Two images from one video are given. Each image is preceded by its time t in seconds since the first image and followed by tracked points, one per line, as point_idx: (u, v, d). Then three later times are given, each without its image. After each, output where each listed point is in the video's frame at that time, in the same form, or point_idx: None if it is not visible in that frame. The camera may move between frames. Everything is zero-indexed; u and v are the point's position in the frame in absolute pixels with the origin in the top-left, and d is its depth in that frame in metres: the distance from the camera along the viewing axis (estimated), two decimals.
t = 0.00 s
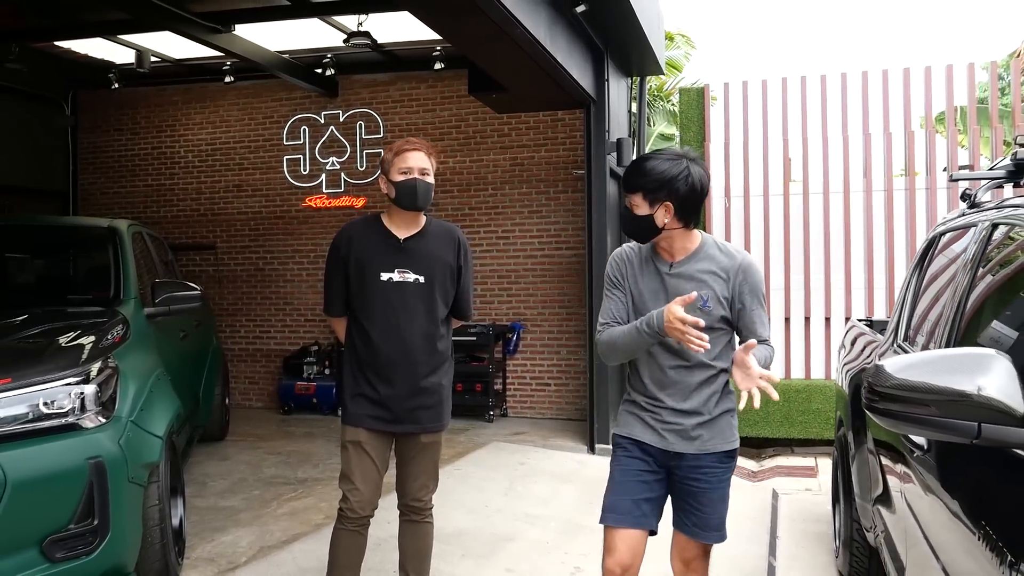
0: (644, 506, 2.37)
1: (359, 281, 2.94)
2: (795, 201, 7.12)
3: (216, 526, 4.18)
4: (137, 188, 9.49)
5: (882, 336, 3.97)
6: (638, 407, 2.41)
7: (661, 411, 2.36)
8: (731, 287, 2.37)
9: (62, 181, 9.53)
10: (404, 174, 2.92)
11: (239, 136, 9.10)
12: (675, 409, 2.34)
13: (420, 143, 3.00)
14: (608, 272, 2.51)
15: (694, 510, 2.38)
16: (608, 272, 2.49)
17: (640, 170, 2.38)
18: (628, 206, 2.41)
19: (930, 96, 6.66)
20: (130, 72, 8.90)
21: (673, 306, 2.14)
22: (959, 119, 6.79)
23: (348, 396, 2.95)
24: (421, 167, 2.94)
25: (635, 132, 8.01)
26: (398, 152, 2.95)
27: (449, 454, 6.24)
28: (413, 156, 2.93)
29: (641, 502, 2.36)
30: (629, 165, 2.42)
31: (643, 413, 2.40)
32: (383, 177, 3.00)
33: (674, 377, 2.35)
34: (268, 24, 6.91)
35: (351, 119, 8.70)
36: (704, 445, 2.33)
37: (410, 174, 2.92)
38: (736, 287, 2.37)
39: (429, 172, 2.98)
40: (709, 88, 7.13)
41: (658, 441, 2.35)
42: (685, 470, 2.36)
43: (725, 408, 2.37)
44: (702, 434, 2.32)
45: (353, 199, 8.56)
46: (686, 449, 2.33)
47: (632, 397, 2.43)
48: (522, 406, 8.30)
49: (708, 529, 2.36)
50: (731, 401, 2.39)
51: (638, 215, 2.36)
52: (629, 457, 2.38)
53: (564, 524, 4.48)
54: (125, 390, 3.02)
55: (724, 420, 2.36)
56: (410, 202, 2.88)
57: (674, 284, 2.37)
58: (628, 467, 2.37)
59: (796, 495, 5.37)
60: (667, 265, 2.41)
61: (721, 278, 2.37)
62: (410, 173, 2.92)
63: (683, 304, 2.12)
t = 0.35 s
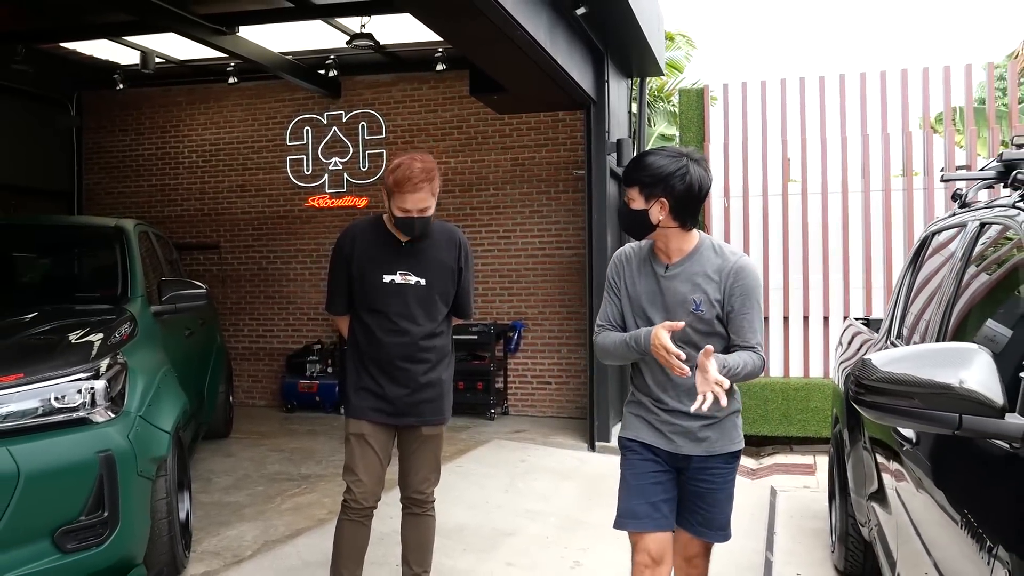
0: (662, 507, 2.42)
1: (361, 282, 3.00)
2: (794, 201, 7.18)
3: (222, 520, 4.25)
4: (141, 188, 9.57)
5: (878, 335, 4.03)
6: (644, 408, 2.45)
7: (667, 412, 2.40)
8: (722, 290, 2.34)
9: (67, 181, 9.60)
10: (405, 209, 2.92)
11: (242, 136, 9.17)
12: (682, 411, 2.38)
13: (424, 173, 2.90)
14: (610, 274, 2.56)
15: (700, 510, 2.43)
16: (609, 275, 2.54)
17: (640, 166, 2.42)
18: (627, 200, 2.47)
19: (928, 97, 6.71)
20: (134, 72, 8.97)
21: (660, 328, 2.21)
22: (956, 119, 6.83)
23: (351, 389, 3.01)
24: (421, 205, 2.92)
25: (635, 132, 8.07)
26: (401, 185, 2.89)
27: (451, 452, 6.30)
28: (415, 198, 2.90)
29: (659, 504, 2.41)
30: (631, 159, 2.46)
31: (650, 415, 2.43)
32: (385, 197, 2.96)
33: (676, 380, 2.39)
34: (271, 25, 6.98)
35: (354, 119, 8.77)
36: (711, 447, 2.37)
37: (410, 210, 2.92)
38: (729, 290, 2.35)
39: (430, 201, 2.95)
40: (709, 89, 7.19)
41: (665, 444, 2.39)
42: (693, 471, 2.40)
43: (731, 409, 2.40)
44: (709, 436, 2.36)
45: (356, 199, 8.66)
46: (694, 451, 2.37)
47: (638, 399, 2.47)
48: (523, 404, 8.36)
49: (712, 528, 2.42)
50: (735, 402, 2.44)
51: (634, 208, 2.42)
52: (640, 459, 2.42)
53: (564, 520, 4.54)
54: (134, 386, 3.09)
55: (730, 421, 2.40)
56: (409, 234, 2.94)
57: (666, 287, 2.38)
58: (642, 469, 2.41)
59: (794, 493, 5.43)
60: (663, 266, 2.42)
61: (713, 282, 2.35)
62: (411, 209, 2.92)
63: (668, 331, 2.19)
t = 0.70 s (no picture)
0: (649, 515, 2.39)
1: (371, 284, 3.07)
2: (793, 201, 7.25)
3: (230, 515, 4.32)
4: (146, 188, 9.64)
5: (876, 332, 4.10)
6: (630, 412, 2.39)
7: (654, 418, 2.34)
8: (705, 275, 2.31)
9: (73, 181, 9.69)
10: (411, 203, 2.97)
11: (247, 137, 9.24)
12: (668, 416, 2.32)
13: (429, 166, 2.99)
14: (585, 282, 2.52)
15: (688, 516, 2.37)
16: (584, 283, 2.49)
17: (610, 164, 2.37)
18: (605, 195, 2.38)
19: (926, 99, 6.78)
20: (140, 73, 9.05)
21: (636, 330, 2.17)
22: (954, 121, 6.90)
23: (359, 386, 3.07)
24: (427, 198, 2.96)
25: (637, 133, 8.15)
26: (407, 176, 2.96)
27: (454, 449, 6.38)
28: (421, 188, 2.95)
29: (644, 512, 2.38)
30: (597, 158, 2.41)
31: (635, 420, 2.37)
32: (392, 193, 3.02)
33: (663, 382, 2.33)
34: (277, 27, 7.06)
35: (357, 120, 8.84)
36: (698, 451, 2.31)
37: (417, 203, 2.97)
38: (712, 274, 2.32)
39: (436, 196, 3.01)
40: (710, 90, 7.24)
41: (653, 449, 2.34)
42: (679, 476, 2.35)
43: (719, 412, 2.34)
44: (696, 441, 2.31)
45: (360, 199, 8.73)
46: (682, 456, 2.32)
47: (624, 403, 2.41)
48: (526, 402, 8.43)
49: (702, 534, 2.35)
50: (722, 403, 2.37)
51: (618, 200, 2.36)
52: (625, 467, 2.38)
53: (567, 515, 4.61)
54: (146, 383, 3.15)
55: (718, 425, 2.33)
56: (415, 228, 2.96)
57: (649, 282, 2.34)
58: (624, 477, 2.38)
59: (793, 489, 5.50)
60: (642, 262, 2.38)
61: (695, 269, 2.32)
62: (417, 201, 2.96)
63: (644, 333, 2.15)
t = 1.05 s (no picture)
0: (630, 515, 2.31)
1: (384, 277, 3.19)
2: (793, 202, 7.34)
3: (241, 508, 4.42)
4: (153, 189, 9.74)
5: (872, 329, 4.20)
6: (606, 410, 2.28)
7: (632, 414, 2.23)
8: (683, 267, 2.26)
9: (81, 181, 9.79)
10: (416, 179, 3.18)
11: (253, 139, 9.34)
12: (646, 411, 2.22)
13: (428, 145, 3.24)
14: (555, 283, 2.43)
15: (676, 515, 2.22)
16: (555, 285, 2.40)
17: (592, 161, 2.30)
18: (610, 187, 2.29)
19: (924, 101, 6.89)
20: (148, 75, 9.16)
21: (597, 349, 2.16)
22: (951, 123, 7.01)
23: (373, 381, 3.17)
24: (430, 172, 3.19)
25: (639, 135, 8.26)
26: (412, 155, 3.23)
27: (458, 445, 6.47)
28: (425, 161, 3.20)
29: (626, 513, 2.30)
30: (578, 157, 2.34)
31: (614, 419, 2.26)
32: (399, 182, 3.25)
33: (639, 378, 2.23)
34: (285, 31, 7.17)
35: (362, 122, 8.94)
36: (680, 445, 2.20)
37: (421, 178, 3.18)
38: (690, 266, 2.27)
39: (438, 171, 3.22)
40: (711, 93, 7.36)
41: (633, 447, 2.23)
42: (662, 473, 2.22)
43: (698, 404, 2.24)
44: (677, 434, 2.20)
45: (365, 199, 8.83)
46: (663, 450, 2.20)
47: (599, 403, 2.30)
48: (528, 400, 8.52)
49: (692, 533, 2.20)
50: (700, 396, 2.27)
51: (621, 192, 2.29)
52: (605, 469, 2.28)
53: (569, 509, 4.70)
54: (163, 378, 3.25)
55: (697, 417, 2.23)
56: (422, 202, 3.16)
57: (627, 276, 2.27)
58: (606, 479, 2.29)
59: (792, 485, 5.60)
60: (619, 258, 2.31)
61: (673, 261, 2.26)
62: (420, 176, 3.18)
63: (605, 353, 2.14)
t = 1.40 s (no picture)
0: (628, 514, 2.37)
1: (382, 277, 3.31)
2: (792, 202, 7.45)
3: (252, 500, 4.54)
4: (160, 189, 9.86)
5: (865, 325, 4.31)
6: (605, 413, 2.31)
7: (632, 415, 2.28)
8: (689, 268, 2.31)
9: (88, 182, 9.91)
10: (406, 180, 3.29)
11: (258, 139, 9.46)
12: (647, 412, 2.26)
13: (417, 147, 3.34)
14: (558, 276, 2.45)
15: (668, 514, 2.28)
16: (557, 277, 2.43)
17: (600, 160, 2.34)
18: (617, 187, 2.32)
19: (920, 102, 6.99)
20: (155, 77, 9.27)
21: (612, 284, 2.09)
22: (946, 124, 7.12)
23: (377, 379, 3.29)
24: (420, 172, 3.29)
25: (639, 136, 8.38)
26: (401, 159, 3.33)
27: (461, 441, 6.59)
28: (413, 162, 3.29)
29: (623, 513, 2.36)
30: (587, 155, 2.37)
31: (613, 420, 2.30)
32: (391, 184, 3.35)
33: (642, 377, 2.27)
34: (291, 33, 7.28)
35: (367, 122, 9.05)
36: (679, 444, 2.26)
37: (411, 179, 3.28)
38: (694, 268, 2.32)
39: (428, 173, 3.31)
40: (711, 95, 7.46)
41: (634, 449, 2.27)
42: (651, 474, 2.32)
43: (695, 404, 2.30)
44: (676, 433, 2.26)
45: (369, 199, 8.93)
46: (663, 451, 2.26)
47: (598, 404, 2.33)
48: (531, 397, 8.63)
49: (683, 532, 2.25)
50: (696, 395, 2.33)
51: (627, 193, 2.31)
52: (602, 472, 2.33)
53: (572, 502, 4.81)
54: (178, 372, 3.35)
55: (694, 416, 2.30)
56: (413, 203, 3.26)
57: (634, 273, 2.31)
58: (603, 481, 2.33)
59: (790, 479, 5.72)
60: (625, 254, 2.35)
61: (679, 261, 2.31)
62: (409, 178, 3.29)
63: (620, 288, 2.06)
